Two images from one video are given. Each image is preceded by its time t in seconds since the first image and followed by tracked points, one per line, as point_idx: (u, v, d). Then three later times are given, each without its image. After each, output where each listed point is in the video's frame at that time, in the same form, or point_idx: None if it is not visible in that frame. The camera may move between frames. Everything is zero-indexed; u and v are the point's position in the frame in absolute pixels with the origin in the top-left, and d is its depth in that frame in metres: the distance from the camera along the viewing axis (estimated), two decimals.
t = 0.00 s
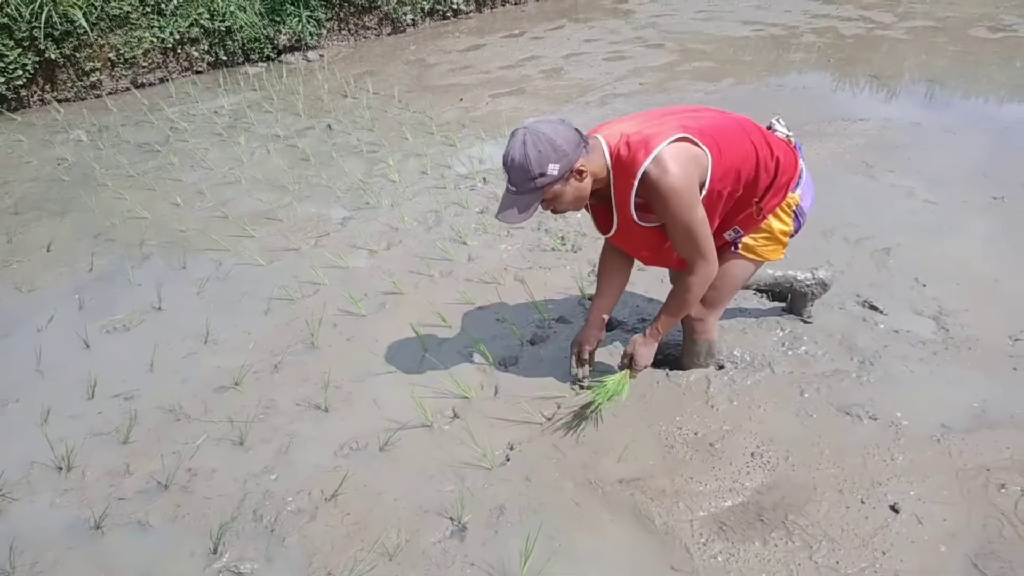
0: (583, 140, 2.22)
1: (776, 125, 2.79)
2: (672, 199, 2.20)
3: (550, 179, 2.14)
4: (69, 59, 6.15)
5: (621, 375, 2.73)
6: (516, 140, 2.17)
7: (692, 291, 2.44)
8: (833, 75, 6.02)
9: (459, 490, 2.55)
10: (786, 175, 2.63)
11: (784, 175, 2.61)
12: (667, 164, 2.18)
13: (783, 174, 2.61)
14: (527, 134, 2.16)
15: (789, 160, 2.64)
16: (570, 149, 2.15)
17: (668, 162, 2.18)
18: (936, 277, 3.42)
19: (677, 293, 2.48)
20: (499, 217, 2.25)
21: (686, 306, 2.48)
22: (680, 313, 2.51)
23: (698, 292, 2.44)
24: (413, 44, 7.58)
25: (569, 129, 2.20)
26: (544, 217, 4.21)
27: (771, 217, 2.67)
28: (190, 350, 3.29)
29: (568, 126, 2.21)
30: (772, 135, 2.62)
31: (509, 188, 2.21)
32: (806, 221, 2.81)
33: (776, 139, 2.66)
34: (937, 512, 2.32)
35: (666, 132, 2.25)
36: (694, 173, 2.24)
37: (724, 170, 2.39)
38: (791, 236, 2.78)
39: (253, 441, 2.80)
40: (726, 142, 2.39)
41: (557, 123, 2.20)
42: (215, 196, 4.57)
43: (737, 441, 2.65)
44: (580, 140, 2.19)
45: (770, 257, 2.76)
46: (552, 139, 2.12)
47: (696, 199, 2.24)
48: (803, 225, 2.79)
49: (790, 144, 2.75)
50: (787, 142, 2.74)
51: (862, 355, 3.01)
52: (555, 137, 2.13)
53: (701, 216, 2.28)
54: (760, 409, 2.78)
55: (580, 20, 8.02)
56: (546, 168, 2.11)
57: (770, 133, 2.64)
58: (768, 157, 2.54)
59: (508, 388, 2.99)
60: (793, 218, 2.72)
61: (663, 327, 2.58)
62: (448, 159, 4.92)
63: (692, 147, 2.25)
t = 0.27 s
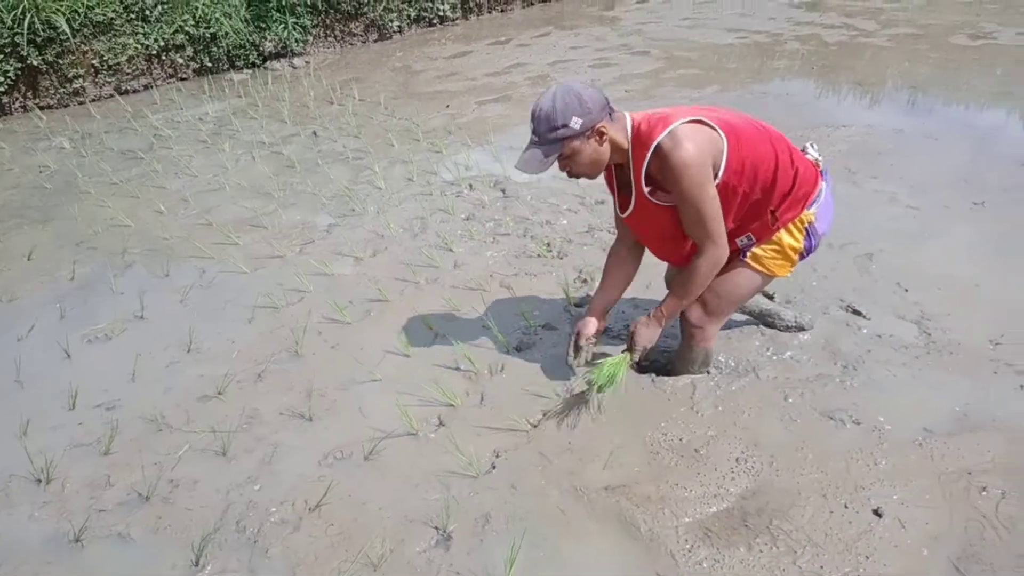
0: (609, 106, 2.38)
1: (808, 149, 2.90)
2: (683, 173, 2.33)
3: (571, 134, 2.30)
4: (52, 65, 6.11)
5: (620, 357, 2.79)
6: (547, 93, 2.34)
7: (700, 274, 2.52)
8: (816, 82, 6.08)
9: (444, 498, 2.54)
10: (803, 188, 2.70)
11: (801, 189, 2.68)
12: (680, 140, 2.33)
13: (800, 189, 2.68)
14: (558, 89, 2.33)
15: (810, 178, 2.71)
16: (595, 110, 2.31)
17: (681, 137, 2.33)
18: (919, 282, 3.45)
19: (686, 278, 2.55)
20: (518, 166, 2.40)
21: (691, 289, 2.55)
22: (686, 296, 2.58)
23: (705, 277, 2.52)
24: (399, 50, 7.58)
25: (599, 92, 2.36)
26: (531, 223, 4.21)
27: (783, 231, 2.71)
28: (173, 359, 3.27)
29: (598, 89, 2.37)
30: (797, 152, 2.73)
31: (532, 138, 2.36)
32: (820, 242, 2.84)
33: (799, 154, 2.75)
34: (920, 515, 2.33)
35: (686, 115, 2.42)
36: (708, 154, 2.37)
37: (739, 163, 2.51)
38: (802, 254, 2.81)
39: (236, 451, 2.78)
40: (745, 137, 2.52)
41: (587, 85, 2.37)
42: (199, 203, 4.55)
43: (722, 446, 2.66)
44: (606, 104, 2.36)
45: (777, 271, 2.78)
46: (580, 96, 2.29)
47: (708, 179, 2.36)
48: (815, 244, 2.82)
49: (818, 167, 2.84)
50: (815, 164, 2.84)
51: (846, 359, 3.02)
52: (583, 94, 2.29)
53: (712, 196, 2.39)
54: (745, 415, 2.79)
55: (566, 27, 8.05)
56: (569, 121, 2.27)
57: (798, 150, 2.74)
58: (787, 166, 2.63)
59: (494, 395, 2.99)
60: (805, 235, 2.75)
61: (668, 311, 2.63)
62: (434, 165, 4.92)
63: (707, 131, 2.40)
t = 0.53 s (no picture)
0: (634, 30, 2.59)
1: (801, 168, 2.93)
2: (660, 129, 2.48)
3: (596, 48, 2.51)
4: None
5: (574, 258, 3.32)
6: (579, 8, 2.55)
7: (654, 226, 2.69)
8: (763, 91, 6.22)
9: (400, 513, 2.52)
10: (772, 200, 2.74)
11: (769, 198, 2.72)
12: (669, 98, 2.47)
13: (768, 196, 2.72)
14: (590, 6, 2.54)
15: (782, 191, 2.75)
16: (621, 29, 2.52)
17: (671, 95, 2.47)
18: (864, 283, 3.55)
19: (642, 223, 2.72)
20: (542, 75, 2.61)
21: (643, 233, 2.74)
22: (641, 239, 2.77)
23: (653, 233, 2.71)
24: (352, 62, 7.54)
25: (627, 14, 2.57)
26: (486, 234, 4.21)
27: (741, 235, 2.75)
28: (119, 380, 3.18)
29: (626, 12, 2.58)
30: (782, 162, 2.76)
31: (559, 50, 2.58)
32: (777, 256, 2.86)
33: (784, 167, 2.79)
34: (868, 512, 2.39)
35: (692, 79, 2.54)
36: (692, 121, 2.50)
37: (717, 147, 2.61)
38: (755, 262, 2.83)
39: (187, 474, 2.71)
40: (735, 123, 2.60)
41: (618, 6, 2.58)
42: (146, 220, 4.45)
43: (676, 450, 2.69)
44: (633, 28, 2.56)
45: (727, 275, 2.81)
46: (610, 13, 2.50)
47: (682, 142, 2.50)
48: (770, 256, 2.84)
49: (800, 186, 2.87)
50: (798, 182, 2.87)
51: (796, 361, 3.09)
52: (612, 12, 2.50)
53: (679, 163, 2.53)
54: (700, 418, 2.83)
55: (520, 38, 8.11)
56: (597, 36, 2.49)
57: (786, 162, 2.78)
58: (763, 171, 2.69)
59: (450, 407, 2.97)
60: (759, 244, 2.78)
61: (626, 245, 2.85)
62: (388, 178, 4.89)
63: (701, 99, 2.52)
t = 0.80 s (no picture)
0: None
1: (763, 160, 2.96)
2: (651, 74, 2.45)
3: None
4: None
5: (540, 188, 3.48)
6: None
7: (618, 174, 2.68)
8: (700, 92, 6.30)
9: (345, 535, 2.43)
10: (725, 177, 2.73)
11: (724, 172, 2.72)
12: (669, 46, 2.44)
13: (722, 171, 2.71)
14: None
15: (735, 171, 2.75)
16: None
17: (669, 44, 2.44)
18: (803, 279, 3.60)
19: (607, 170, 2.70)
20: (542, 16, 2.56)
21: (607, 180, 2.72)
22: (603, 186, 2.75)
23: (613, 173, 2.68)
24: (286, 69, 7.36)
25: None
26: (428, 242, 4.14)
27: (688, 200, 2.72)
28: (41, 410, 3.00)
29: None
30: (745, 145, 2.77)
31: None
32: (716, 233, 2.85)
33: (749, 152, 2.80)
34: (815, 507, 2.41)
35: (693, 36, 2.51)
36: (683, 76, 2.47)
37: (700, 111, 2.59)
38: (691, 232, 2.81)
39: (117, 506, 2.57)
40: (719, 89, 2.59)
41: None
42: (69, 238, 4.24)
43: (625, 455, 2.66)
44: None
45: (664, 238, 2.77)
46: None
47: (669, 95, 2.48)
48: (707, 230, 2.82)
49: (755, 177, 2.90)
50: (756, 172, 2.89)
51: (740, 359, 3.10)
52: None
53: (659, 113, 2.51)
54: (648, 421, 2.81)
55: (458, 43, 8.05)
56: None
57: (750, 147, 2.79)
58: (729, 147, 2.69)
59: (396, 422, 2.89)
60: (699, 215, 2.76)
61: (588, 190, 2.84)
62: (326, 187, 4.77)
63: (698, 58, 2.50)
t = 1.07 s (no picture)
0: None
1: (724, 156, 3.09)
2: (596, 84, 2.54)
3: (523, 11, 2.57)
4: None
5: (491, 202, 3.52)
6: None
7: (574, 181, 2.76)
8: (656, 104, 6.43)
9: (311, 552, 2.42)
10: (698, 169, 2.81)
11: (698, 163, 2.80)
12: (609, 56, 2.53)
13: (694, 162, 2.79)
14: None
15: (707, 163, 2.84)
16: None
17: (613, 50, 2.53)
18: (757, 285, 3.70)
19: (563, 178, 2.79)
20: (475, 39, 2.70)
21: (563, 188, 2.80)
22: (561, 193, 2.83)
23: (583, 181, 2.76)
24: (243, 86, 7.32)
25: None
26: (390, 256, 4.15)
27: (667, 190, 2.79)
28: None
29: None
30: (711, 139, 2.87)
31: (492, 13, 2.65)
32: (693, 223, 2.92)
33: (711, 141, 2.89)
34: (772, 506, 2.47)
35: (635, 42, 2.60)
36: (627, 83, 2.56)
37: (661, 113, 2.67)
38: (672, 222, 2.86)
39: (75, 531, 2.52)
40: (676, 90, 2.70)
41: None
42: (21, 260, 4.16)
43: (588, 461, 2.70)
44: None
45: (645, 226, 2.82)
46: None
47: (613, 103, 2.56)
48: (687, 219, 2.88)
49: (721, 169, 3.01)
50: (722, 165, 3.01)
51: (698, 364, 3.17)
52: None
53: (609, 118, 2.59)
54: (610, 427, 2.86)
55: (417, 58, 8.09)
56: None
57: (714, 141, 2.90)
58: (695, 139, 2.77)
59: (360, 437, 2.89)
60: (681, 204, 2.82)
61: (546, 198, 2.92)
62: (285, 203, 4.75)
63: (641, 66, 2.58)
